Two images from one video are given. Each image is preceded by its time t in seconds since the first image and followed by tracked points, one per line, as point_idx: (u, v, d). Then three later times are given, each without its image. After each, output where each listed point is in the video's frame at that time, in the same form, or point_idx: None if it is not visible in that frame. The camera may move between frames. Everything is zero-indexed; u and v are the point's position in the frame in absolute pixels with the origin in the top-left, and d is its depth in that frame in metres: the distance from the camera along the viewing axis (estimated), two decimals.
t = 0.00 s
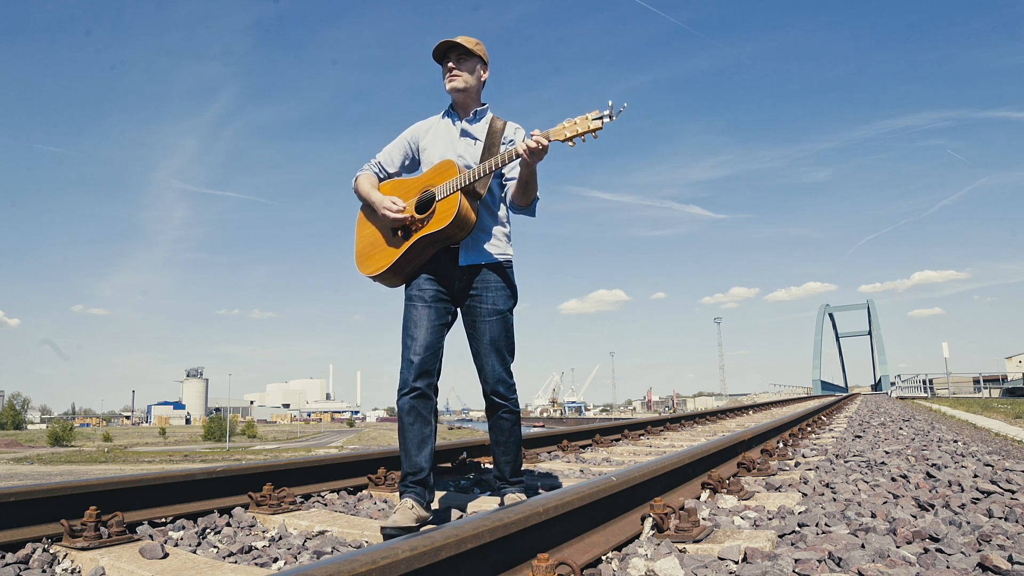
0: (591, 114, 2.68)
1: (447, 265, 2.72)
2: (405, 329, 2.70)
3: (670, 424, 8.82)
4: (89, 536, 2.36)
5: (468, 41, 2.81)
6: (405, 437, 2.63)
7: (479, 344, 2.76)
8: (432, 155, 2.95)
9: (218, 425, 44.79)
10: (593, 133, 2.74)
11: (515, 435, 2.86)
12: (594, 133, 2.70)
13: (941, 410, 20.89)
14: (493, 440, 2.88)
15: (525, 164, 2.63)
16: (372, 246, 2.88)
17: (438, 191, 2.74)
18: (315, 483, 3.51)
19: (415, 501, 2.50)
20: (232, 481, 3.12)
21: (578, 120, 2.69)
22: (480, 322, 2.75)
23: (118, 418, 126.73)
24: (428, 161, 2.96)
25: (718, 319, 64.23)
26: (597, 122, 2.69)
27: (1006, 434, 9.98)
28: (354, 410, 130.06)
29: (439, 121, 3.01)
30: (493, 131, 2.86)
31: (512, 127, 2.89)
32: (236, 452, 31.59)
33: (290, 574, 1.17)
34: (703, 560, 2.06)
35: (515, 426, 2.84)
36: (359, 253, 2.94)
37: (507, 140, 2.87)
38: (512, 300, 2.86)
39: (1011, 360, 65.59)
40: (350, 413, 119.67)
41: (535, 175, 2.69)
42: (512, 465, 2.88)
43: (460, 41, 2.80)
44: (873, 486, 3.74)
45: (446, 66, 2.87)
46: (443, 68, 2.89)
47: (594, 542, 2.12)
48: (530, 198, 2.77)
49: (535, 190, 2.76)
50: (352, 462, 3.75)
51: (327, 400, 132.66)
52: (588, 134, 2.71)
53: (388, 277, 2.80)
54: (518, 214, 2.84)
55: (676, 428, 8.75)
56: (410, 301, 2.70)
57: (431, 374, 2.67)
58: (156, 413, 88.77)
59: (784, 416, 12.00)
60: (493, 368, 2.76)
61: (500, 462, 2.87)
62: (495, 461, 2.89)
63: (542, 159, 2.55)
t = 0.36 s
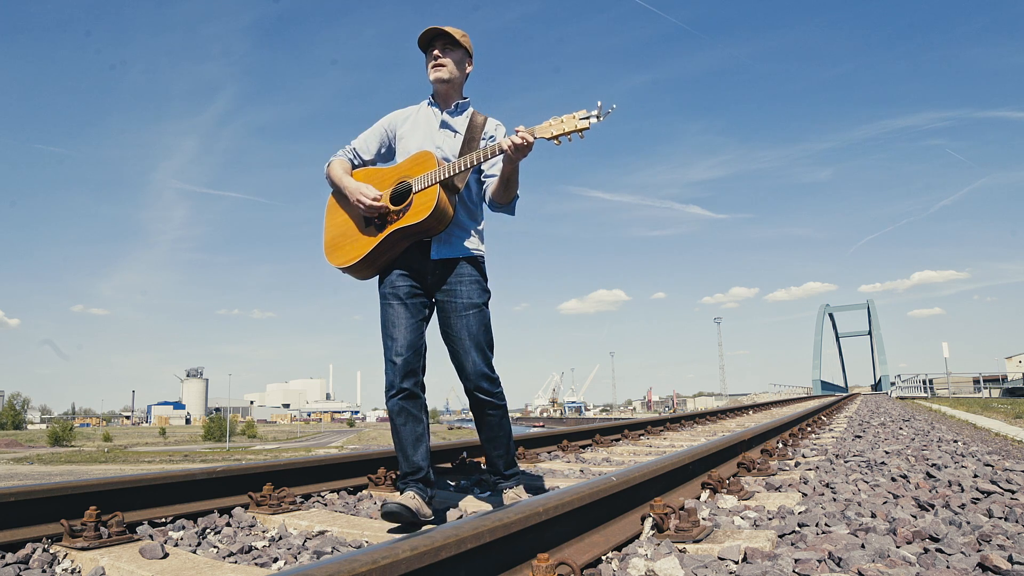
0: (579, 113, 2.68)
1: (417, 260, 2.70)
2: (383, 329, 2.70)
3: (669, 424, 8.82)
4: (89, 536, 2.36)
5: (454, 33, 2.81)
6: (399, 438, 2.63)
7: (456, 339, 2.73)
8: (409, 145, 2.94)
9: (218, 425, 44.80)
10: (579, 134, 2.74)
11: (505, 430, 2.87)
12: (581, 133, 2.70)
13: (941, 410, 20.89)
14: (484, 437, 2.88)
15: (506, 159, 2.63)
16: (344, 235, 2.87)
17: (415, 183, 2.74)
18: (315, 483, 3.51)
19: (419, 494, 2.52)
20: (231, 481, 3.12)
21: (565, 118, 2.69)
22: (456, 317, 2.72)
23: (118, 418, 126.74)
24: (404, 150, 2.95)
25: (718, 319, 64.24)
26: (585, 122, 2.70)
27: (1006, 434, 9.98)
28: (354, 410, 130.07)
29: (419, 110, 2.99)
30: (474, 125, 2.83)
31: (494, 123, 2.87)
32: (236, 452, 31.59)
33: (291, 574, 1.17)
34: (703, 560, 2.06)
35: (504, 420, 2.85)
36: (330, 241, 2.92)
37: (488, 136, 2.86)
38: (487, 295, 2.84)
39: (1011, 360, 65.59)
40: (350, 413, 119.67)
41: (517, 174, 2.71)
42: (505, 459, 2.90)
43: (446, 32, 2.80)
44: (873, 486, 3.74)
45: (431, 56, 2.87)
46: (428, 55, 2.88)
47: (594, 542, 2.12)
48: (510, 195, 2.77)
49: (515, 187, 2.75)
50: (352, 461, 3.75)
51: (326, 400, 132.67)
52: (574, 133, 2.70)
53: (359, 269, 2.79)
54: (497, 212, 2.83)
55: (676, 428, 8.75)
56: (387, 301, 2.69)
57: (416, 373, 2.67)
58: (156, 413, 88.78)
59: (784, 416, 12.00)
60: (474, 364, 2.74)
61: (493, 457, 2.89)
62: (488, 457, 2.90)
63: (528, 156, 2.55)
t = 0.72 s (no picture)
0: (579, 108, 2.69)
1: (406, 254, 2.70)
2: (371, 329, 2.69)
3: (670, 424, 8.82)
4: (89, 536, 2.36)
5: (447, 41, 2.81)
6: (391, 438, 2.63)
7: (430, 331, 2.67)
8: (398, 146, 2.94)
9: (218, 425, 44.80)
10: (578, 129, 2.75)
11: (463, 417, 2.90)
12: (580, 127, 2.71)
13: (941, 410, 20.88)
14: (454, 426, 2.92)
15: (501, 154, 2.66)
16: (333, 234, 2.82)
17: (409, 179, 2.74)
18: (315, 483, 3.51)
19: (415, 497, 2.53)
20: (231, 481, 3.12)
21: (564, 113, 2.70)
22: (432, 308, 2.68)
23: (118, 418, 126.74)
24: (394, 151, 2.94)
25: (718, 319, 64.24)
26: (584, 117, 2.71)
27: (1006, 434, 9.97)
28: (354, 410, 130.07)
29: (408, 114, 3.00)
30: (463, 130, 2.90)
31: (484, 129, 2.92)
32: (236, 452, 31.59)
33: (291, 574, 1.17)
34: (703, 560, 2.06)
35: (461, 406, 2.87)
36: (319, 241, 2.86)
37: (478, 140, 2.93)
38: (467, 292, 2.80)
39: (1011, 360, 65.58)
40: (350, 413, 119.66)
41: (511, 170, 2.73)
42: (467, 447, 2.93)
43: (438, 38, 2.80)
44: (873, 486, 3.74)
45: (422, 61, 2.87)
46: (419, 63, 2.88)
47: (594, 542, 2.12)
48: (500, 195, 2.81)
49: (506, 186, 2.80)
50: (352, 462, 3.75)
51: (326, 400, 132.69)
52: (574, 128, 2.71)
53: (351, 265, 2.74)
54: (487, 213, 2.87)
55: (676, 428, 8.75)
56: (375, 300, 2.68)
57: (406, 372, 2.66)
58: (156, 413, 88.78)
59: (784, 416, 12.00)
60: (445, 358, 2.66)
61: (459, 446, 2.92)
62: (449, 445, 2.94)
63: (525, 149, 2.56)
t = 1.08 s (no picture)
0: (562, 65, 2.66)
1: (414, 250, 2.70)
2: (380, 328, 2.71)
3: (670, 424, 8.82)
4: (89, 536, 2.36)
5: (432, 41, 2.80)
6: (395, 436, 2.63)
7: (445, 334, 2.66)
8: (399, 146, 2.92)
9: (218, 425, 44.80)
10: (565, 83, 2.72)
11: (488, 428, 2.85)
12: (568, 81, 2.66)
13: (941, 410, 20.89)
14: (469, 434, 2.87)
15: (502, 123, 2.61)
16: (345, 235, 2.82)
17: (411, 168, 2.74)
18: (315, 483, 3.51)
19: (415, 498, 2.52)
20: (231, 481, 3.12)
21: (550, 73, 2.66)
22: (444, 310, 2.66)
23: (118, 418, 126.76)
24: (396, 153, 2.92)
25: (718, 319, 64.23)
26: (569, 71, 2.68)
27: (1006, 434, 9.97)
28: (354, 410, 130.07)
29: (405, 118, 3.00)
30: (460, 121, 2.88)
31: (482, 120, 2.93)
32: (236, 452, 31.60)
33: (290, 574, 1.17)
34: (703, 560, 2.06)
35: (488, 418, 2.82)
36: (331, 245, 2.86)
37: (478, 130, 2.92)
38: (480, 292, 2.77)
39: (1011, 360, 65.58)
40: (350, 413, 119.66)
41: (515, 140, 2.65)
42: (487, 455, 2.86)
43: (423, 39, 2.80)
44: (873, 486, 3.74)
45: (411, 63, 2.87)
46: (408, 65, 2.88)
47: (594, 542, 2.12)
48: (506, 170, 2.73)
49: (511, 160, 2.71)
50: (352, 461, 3.74)
51: (326, 400, 132.70)
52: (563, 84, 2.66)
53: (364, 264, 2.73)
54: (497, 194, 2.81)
55: (676, 428, 8.75)
56: (383, 299, 2.70)
57: (412, 371, 2.67)
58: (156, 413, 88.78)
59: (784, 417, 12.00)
60: (462, 363, 2.66)
61: (474, 452, 2.86)
62: (468, 452, 2.88)
63: (523, 112, 2.50)
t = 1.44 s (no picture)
0: (562, 71, 2.66)
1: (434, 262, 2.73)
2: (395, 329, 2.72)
3: (670, 424, 8.82)
4: (89, 536, 2.36)
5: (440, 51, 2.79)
6: (402, 437, 2.63)
7: (464, 341, 2.75)
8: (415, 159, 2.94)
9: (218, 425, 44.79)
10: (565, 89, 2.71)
11: (501, 434, 2.85)
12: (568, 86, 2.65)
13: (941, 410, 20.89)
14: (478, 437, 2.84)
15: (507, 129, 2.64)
16: (364, 246, 2.86)
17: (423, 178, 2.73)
18: (315, 483, 3.51)
19: (416, 499, 2.50)
20: (231, 481, 3.12)
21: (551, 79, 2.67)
22: (464, 319, 2.74)
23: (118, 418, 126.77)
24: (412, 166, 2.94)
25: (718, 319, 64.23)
26: (569, 76, 2.66)
27: (1006, 434, 9.96)
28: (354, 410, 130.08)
29: (417, 131, 3.01)
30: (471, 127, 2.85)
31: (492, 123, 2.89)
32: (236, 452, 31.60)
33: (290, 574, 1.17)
34: (703, 560, 2.06)
35: (502, 424, 2.84)
36: (352, 256, 2.90)
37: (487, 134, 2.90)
38: (499, 300, 2.85)
39: (1011, 360, 65.58)
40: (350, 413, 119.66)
41: (519, 144, 2.69)
42: (498, 461, 2.85)
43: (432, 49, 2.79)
44: (873, 486, 3.74)
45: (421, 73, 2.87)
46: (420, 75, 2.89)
47: (594, 542, 2.12)
48: (513, 173, 2.77)
49: (519, 163, 2.76)
50: (352, 461, 3.75)
51: (326, 400, 132.71)
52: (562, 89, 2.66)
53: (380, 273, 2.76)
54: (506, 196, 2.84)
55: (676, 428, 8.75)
56: (400, 302, 2.72)
57: (425, 373, 2.68)
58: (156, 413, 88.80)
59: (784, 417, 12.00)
60: (479, 368, 2.75)
61: (486, 459, 2.84)
62: (481, 458, 2.85)
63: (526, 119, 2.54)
